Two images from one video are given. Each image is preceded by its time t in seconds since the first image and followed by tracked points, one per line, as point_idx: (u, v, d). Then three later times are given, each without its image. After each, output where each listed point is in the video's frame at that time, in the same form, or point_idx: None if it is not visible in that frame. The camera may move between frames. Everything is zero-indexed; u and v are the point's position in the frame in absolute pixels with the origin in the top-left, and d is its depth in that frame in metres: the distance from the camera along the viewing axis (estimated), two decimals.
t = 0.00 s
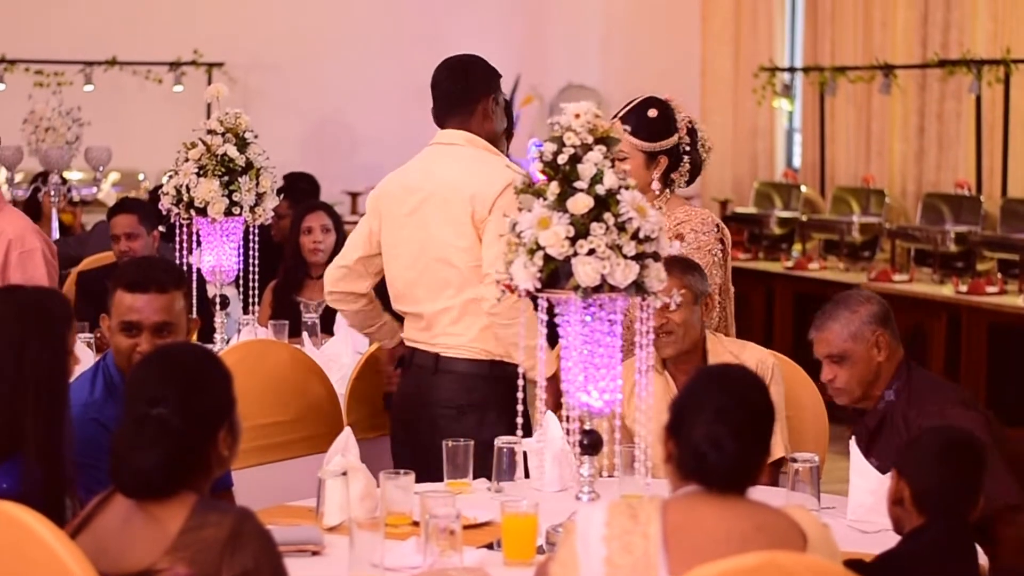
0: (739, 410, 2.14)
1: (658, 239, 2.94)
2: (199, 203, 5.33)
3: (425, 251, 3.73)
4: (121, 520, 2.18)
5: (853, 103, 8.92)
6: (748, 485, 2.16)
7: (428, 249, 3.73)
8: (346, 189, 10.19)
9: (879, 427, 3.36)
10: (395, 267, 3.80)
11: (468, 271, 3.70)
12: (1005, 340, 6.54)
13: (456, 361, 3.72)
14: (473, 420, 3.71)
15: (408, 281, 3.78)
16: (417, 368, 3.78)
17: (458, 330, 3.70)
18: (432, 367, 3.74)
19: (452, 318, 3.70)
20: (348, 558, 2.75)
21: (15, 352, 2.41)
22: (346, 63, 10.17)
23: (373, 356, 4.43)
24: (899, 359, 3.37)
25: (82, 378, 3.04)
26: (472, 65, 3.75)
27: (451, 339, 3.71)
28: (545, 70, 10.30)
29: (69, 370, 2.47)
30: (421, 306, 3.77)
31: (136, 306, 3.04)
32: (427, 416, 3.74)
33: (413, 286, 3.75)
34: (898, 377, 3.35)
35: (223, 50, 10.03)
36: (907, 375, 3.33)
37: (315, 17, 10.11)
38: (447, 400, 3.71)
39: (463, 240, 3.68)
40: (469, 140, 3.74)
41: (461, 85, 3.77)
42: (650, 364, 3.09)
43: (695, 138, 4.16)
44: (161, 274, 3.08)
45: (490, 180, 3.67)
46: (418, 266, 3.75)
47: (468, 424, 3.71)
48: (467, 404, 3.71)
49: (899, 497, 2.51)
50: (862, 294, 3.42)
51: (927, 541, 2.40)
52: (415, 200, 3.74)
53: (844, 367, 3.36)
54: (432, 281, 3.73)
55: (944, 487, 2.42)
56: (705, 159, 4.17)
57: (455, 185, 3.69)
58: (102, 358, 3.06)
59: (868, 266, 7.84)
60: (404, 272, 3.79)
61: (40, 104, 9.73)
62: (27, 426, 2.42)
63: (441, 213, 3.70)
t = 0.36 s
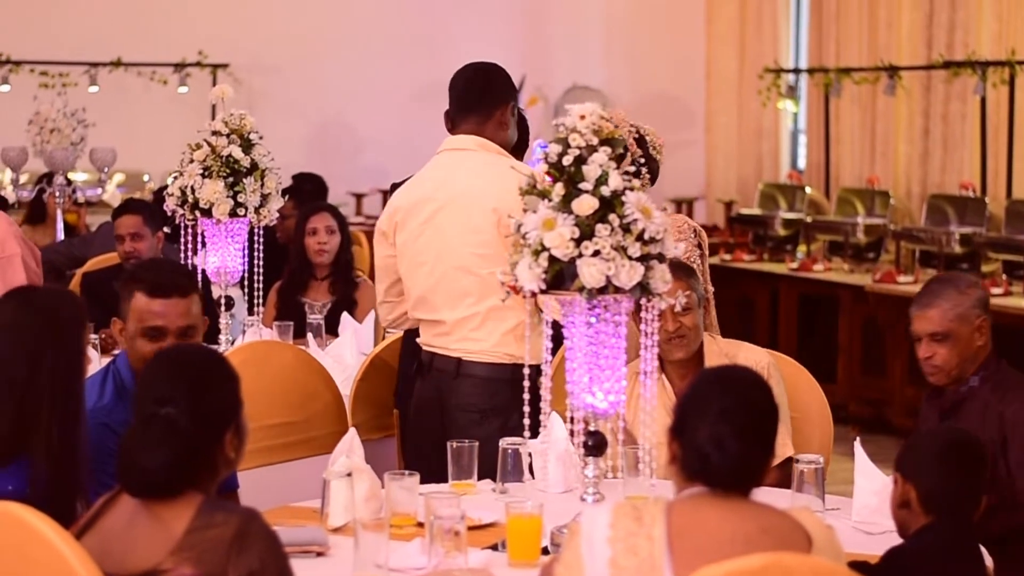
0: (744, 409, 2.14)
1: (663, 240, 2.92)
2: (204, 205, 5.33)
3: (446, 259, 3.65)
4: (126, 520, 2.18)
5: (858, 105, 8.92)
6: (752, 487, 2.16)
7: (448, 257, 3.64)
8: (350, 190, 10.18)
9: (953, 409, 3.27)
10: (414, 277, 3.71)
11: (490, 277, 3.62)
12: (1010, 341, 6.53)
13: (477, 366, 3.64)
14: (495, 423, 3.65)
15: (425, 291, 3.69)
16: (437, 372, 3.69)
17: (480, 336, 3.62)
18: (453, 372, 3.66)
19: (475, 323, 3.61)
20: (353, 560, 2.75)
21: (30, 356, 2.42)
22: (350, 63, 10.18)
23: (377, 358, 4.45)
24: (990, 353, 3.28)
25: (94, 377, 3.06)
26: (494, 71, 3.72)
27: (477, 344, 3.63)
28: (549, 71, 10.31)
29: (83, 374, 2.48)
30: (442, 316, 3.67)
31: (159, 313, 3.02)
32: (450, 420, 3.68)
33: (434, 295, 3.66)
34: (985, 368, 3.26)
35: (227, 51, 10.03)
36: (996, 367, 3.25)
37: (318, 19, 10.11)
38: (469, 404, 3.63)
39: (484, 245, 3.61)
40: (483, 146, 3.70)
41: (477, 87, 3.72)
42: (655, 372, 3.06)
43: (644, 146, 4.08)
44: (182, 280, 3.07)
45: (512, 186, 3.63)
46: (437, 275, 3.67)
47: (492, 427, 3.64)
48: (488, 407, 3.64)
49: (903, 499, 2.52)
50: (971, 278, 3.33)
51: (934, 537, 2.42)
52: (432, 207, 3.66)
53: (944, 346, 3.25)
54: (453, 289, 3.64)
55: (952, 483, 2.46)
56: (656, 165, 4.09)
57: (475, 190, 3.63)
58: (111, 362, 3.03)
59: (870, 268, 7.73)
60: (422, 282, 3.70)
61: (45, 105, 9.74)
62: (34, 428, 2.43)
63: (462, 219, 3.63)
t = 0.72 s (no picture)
0: (750, 407, 2.14)
1: (668, 237, 2.94)
2: (208, 202, 5.34)
3: (460, 256, 3.63)
4: (130, 518, 2.18)
5: (862, 101, 8.92)
6: (757, 484, 2.16)
7: (463, 254, 3.63)
8: (355, 187, 10.18)
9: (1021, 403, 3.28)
10: (428, 275, 3.69)
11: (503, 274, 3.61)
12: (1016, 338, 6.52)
13: (491, 362, 3.61)
14: (506, 419, 3.63)
15: (438, 290, 3.67)
16: (449, 367, 3.67)
17: (493, 331, 3.59)
18: (466, 367, 3.63)
19: (488, 319, 3.59)
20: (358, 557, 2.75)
21: (43, 352, 2.43)
22: (355, 60, 10.18)
23: (382, 354, 4.45)
24: None
25: (109, 378, 2.99)
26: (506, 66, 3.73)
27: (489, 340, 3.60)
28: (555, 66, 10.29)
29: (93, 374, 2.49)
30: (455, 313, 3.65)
31: (227, 310, 2.95)
32: (460, 416, 3.66)
33: (447, 291, 3.64)
34: None
35: (232, 49, 10.03)
36: None
37: (322, 17, 10.12)
38: (480, 399, 3.61)
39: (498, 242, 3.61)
40: (494, 144, 3.70)
41: (485, 84, 3.73)
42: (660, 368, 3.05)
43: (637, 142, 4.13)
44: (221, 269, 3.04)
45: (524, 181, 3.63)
46: (450, 272, 3.65)
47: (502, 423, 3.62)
48: (499, 403, 3.62)
49: (913, 496, 2.52)
50: None
51: (939, 532, 2.43)
52: (446, 205, 3.65)
53: None
54: (466, 286, 3.62)
55: (961, 479, 2.46)
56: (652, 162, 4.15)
57: (488, 187, 3.62)
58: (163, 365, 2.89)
59: (876, 264, 7.79)
60: (435, 279, 3.68)
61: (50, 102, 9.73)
62: (45, 425, 2.43)
63: (475, 216, 3.62)
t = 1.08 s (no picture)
0: (752, 405, 2.15)
1: (670, 234, 2.92)
2: (211, 198, 5.34)
3: (459, 254, 3.61)
4: (133, 516, 2.18)
5: (865, 98, 8.92)
6: (759, 480, 2.17)
7: (463, 252, 3.60)
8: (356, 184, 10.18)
9: None
10: (429, 273, 3.67)
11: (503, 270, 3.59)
12: (1018, 334, 6.51)
13: (495, 358, 3.60)
14: (508, 413, 3.63)
15: (440, 287, 3.66)
16: (455, 362, 3.67)
17: (496, 328, 3.59)
18: (469, 363, 3.63)
19: (490, 316, 3.59)
20: (360, 554, 2.76)
21: (46, 349, 2.45)
22: (357, 57, 10.19)
23: (385, 351, 4.45)
24: None
25: (114, 375, 3.00)
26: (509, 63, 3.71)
27: (492, 336, 3.60)
28: (558, 61, 10.27)
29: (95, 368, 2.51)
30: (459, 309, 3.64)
31: (237, 297, 2.97)
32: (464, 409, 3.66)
33: (449, 289, 3.62)
34: None
35: (233, 45, 10.04)
36: None
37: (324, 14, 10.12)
38: (483, 394, 3.61)
39: (497, 239, 3.58)
40: (493, 138, 3.66)
41: (485, 79, 3.71)
42: (663, 362, 3.02)
43: (665, 124, 4.03)
44: (226, 260, 3.05)
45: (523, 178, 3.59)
46: (452, 271, 3.63)
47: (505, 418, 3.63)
48: (502, 398, 3.62)
49: (916, 494, 2.52)
50: None
51: (948, 527, 2.43)
52: (446, 203, 3.62)
53: None
54: (467, 284, 3.61)
55: (970, 475, 2.47)
56: (683, 146, 4.06)
57: (488, 184, 3.59)
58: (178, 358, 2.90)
59: (879, 260, 7.81)
60: (437, 277, 3.66)
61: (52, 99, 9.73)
62: (54, 423, 2.44)
63: (474, 214, 3.59)
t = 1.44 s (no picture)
0: (751, 402, 2.15)
1: (667, 230, 2.90)
2: (208, 195, 5.33)
3: (433, 246, 3.60)
4: (129, 512, 2.19)
5: (863, 94, 8.93)
6: (756, 476, 2.17)
7: (437, 243, 3.59)
8: (355, 180, 10.18)
9: None
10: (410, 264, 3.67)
11: (478, 261, 3.56)
12: (1016, 330, 6.50)
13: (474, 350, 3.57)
14: (487, 405, 3.57)
15: (420, 279, 3.66)
16: (437, 355, 3.64)
17: (469, 320, 3.57)
18: (447, 355, 3.61)
19: (463, 307, 3.57)
20: (358, 552, 2.75)
21: (41, 347, 2.46)
22: (358, 55, 10.17)
23: (382, 347, 4.44)
24: None
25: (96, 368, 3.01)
26: (504, 61, 3.61)
27: (468, 328, 3.57)
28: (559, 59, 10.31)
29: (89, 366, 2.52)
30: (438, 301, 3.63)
31: (213, 280, 3.01)
32: (444, 402, 3.63)
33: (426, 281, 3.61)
34: None
35: (233, 43, 10.03)
36: None
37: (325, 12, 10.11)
38: (460, 386, 3.58)
39: (468, 230, 3.55)
40: (474, 129, 3.61)
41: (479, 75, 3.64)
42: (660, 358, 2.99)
43: (680, 119, 3.86)
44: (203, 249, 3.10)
45: (491, 168, 3.53)
46: (428, 262, 3.62)
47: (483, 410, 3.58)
48: (479, 390, 3.57)
49: (914, 489, 2.52)
50: None
51: (945, 524, 2.42)
52: (421, 196, 3.62)
53: None
54: (442, 275, 3.60)
55: (971, 473, 2.46)
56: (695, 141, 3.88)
57: (460, 175, 3.56)
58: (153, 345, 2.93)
59: (876, 256, 7.80)
60: (416, 268, 3.66)
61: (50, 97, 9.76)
62: (53, 425, 2.45)
63: (447, 205, 3.57)
